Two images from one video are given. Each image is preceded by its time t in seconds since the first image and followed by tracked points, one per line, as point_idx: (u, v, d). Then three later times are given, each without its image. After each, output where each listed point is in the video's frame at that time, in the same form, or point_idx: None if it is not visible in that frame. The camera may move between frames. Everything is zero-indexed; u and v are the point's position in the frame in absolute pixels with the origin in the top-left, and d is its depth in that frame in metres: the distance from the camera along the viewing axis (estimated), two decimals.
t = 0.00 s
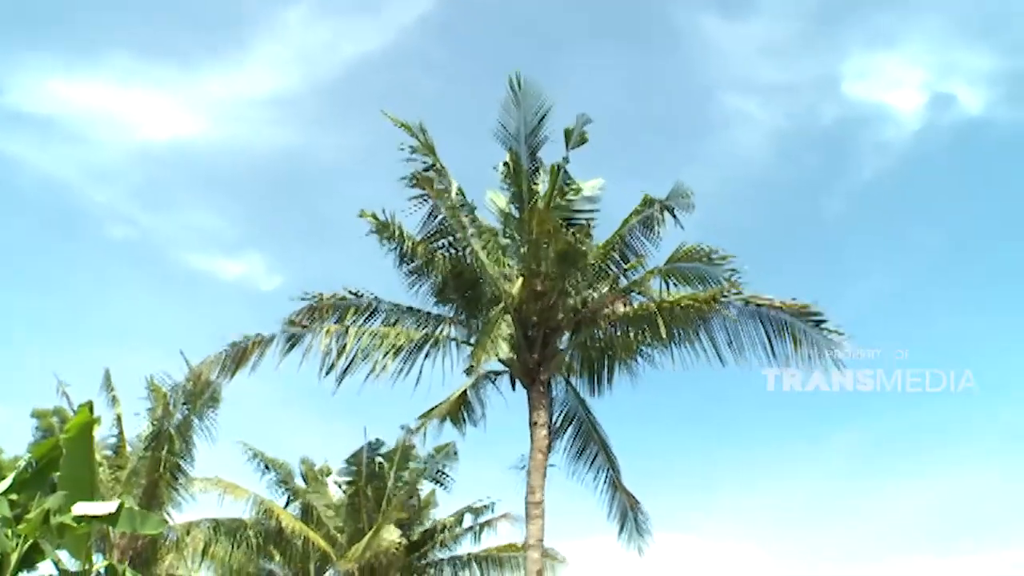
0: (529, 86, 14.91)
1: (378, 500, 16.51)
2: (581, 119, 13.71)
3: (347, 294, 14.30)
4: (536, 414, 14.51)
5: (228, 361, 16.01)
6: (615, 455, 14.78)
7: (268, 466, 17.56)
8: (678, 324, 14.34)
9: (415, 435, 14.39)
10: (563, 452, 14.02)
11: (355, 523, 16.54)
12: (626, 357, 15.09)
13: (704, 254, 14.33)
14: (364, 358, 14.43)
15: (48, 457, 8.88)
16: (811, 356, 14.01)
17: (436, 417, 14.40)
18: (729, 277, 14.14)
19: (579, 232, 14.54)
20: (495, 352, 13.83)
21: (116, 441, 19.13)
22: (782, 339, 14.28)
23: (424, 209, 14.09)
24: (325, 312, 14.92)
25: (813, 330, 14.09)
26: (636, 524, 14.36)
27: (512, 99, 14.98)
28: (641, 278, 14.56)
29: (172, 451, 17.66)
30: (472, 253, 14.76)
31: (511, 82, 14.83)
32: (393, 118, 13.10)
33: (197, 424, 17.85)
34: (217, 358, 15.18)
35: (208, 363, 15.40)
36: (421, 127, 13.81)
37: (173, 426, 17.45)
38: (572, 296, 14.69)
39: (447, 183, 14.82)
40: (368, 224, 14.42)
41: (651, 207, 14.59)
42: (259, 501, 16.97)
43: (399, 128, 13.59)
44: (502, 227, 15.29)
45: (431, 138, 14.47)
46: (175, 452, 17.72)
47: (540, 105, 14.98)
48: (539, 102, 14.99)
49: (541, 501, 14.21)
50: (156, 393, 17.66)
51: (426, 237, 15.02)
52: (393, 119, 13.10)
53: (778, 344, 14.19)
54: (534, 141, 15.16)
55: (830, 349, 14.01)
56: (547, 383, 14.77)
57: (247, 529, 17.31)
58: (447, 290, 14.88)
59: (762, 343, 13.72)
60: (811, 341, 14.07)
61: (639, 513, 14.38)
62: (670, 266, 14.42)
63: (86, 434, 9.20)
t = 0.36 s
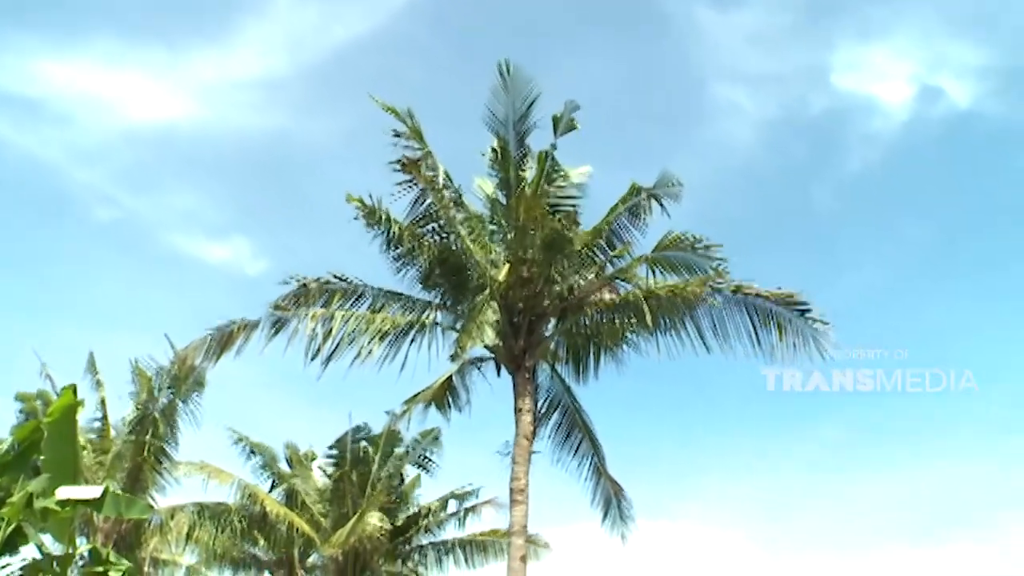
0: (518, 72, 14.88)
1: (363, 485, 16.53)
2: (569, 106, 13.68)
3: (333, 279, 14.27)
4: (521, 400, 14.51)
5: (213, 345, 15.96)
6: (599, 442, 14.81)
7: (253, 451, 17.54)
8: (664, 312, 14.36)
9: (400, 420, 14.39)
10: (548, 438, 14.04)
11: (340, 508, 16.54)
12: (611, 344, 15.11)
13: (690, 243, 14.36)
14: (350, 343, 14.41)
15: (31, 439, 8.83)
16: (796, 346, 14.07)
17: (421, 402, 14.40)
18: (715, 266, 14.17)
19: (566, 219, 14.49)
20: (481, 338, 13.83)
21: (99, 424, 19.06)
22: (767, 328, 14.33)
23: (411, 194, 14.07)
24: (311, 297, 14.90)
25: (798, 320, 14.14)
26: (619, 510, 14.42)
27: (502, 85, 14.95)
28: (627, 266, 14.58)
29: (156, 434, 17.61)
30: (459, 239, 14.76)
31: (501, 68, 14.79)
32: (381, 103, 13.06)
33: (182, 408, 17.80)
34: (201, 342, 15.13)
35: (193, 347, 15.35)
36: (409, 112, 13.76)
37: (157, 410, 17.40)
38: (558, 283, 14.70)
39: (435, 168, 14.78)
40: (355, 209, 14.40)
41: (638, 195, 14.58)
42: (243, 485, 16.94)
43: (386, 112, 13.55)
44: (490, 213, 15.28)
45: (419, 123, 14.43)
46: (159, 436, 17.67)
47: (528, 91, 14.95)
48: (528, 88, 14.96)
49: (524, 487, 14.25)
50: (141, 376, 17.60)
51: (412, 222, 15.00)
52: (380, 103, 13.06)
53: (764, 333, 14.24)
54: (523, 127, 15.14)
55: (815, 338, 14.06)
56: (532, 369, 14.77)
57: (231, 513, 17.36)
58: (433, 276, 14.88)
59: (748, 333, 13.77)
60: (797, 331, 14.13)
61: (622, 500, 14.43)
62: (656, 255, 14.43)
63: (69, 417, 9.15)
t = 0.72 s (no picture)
0: (509, 58, 14.82)
1: (350, 469, 16.53)
2: (559, 92, 13.66)
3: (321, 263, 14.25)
4: (509, 386, 14.52)
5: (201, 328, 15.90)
6: (586, 429, 14.83)
7: (240, 435, 17.52)
8: (652, 299, 14.37)
9: (387, 405, 14.38)
10: (535, 424, 14.07)
11: (327, 493, 16.50)
12: (599, 331, 15.12)
13: (679, 231, 14.36)
14: (338, 328, 14.39)
15: (15, 423, 8.73)
16: (783, 334, 14.10)
17: (408, 387, 14.40)
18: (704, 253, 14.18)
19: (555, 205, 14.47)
20: (469, 324, 13.82)
21: (86, 408, 19.00)
22: (755, 316, 14.35)
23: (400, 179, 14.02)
24: (299, 281, 14.87)
25: (786, 308, 14.16)
26: (605, 496, 14.47)
27: (492, 70, 14.90)
28: (616, 253, 14.57)
29: (143, 418, 17.57)
30: (448, 224, 14.74)
31: (492, 53, 14.74)
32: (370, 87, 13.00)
33: (169, 391, 17.76)
34: (189, 326, 15.09)
35: (180, 330, 15.30)
36: (399, 96, 13.71)
37: (144, 393, 17.36)
38: (546, 269, 14.70)
39: (424, 152, 14.73)
40: (343, 193, 14.37)
41: (628, 182, 14.55)
42: (230, 470, 16.92)
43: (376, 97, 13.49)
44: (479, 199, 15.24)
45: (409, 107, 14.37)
46: (146, 419, 17.63)
47: (519, 77, 14.90)
48: (519, 74, 14.91)
49: (511, 473, 14.29)
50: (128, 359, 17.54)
51: (401, 207, 14.97)
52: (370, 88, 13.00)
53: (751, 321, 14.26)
54: (513, 113, 15.10)
55: (802, 327, 14.09)
56: (519, 355, 14.77)
57: (218, 497, 17.32)
58: (421, 261, 14.88)
59: (735, 320, 13.78)
60: (784, 319, 14.15)
61: (608, 486, 14.47)
62: (645, 242, 14.44)
63: (56, 400, 9.05)
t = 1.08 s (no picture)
0: (498, 41, 14.78)
1: (333, 452, 16.56)
2: (548, 76, 13.63)
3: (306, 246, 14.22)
4: (493, 370, 14.54)
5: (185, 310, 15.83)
6: (569, 413, 14.87)
7: (224, 417, 17.47)
8: (637, 285, 14.39)
9: (371, 388, 14.38)
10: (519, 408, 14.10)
11: (310, 475, 16.56)
12: (584, 316, 15.13)
13: (665, 217, 14.39)
14: (322, 310, 14.37)
15: None
16: (767, 321, 14.15)
17: (393, 370, 14.41)
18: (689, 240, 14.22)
19: (542, 189, 14.46)
20: (454, 308, 13.83)
21: (69, 389, 18.91)
22: (739, 303, 14.39)
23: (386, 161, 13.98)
24: (284, 264, 14.84)
25: (770, 295, 14.21)
26: (587, 481, 14.53)
27: (481, 53, 14.85)
28: (602, 238, 14.58)
29: (127, 400, 17.51)
30: (433, 207, 14.75)
31: (481, 36, 14.69)
32: (358, 69, 12.94)
33: (152, 373, 17.70)
34: (173, 308, 15.02)
35: (164, 311, 15.24)
36: (387, 78, 13.66)
37: (128, 375, 17.29)
38: (533, 254, 14.72)
39: (411, 135, 14.68)
40: (330, 175, 14.33)
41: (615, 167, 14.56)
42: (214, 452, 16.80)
43: (363, 78, 13.43)
44: (466, 182, 15.24)
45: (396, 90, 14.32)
46: (129, 401, 17.56)
47: (508, 61, 14.86)
48: (507, 58, 14.87)
49: (495, 457, 14.33)
50: (111, 341, 17.45)
51: (387, 190, 14.95)
52: (357, 69, 12.94)
53: (735, 308, 14.31)
54: (501, 97, 15.07)
55: (786, 314, 14.14)
56: (504, 339, 14.78)
57: (201, 479, 17.29)
58: (406, 245, 14.88)
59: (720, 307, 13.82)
60: (769, 306, 14.20)
61: (591, 471, 14.53)
62: (631, 227, 14.46)
63: (38, 381, 8.98)
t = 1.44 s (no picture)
0: (486, 23, 14.70)
1: (316, 433, 16.55)
2: (534, 59, 13.57)
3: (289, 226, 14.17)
4: (476, 351, 14.55)
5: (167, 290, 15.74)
6: (552, 395, 14.89)
7: (206, 397, 17.41)
8: (621, 269, 14.41)
9: (354, 369, 14.37)
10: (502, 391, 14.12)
11: (293, 456, 16.53)
12: (568, 299, 15.14)
13: (650, 201, 14.39)
14: (306, 291, 14.32)
15: None
16: (750, 307, 14.19)
17: (376, 352, 14.41)
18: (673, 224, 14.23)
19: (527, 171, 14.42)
20: (437, 290, 13.83)
21: (50, 369, 18.81)
22: (723, 288, 14.42)
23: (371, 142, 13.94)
24: (267, 244, 14.78)
25: (754, 281, 14.24)
26: (569, 463, 14.57)
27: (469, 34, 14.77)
28: (586, 222, 14.58)
29: (109, 380, 17.42)
30: (418, 189, 14.71)
31: (469, 17, 14.62)
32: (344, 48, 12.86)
33: (135, 353, 17.62)
34: (155, 287, 14.93)
35: (146, 291, 15.15)
36: (373, 58, 13.59)
37: (109, 355, 17.20)
38: (517, 237, 14.67)
39: (397, 115, 14.63)
40: (315, 155, 14.27)
41: (601, 150, 14.55)
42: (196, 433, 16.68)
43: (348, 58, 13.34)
44: (451, 163, 15.19)
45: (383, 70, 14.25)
46: (111, 381, 17.48)
47: (495, 43, 14.79)
48: (495, 39, 14.80)
49: (477, 439, 14.38)
50: (92, 320, 17.35)
51: (372, 170, 14.90)
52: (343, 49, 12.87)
53: (719, 293, 14.35)
54: (488, 79, 15.01)
55: (769, 300, 14.18)
56: (487, 322, 14.78)
57: (183, 460, 17.24)
58: (391, 226, 14.87)
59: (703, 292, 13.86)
60: (752, 292, 14.23)
61: (573, 454, 14.57)
62: (616, 211, 14.46)
63: (19, 360, 8.90)
